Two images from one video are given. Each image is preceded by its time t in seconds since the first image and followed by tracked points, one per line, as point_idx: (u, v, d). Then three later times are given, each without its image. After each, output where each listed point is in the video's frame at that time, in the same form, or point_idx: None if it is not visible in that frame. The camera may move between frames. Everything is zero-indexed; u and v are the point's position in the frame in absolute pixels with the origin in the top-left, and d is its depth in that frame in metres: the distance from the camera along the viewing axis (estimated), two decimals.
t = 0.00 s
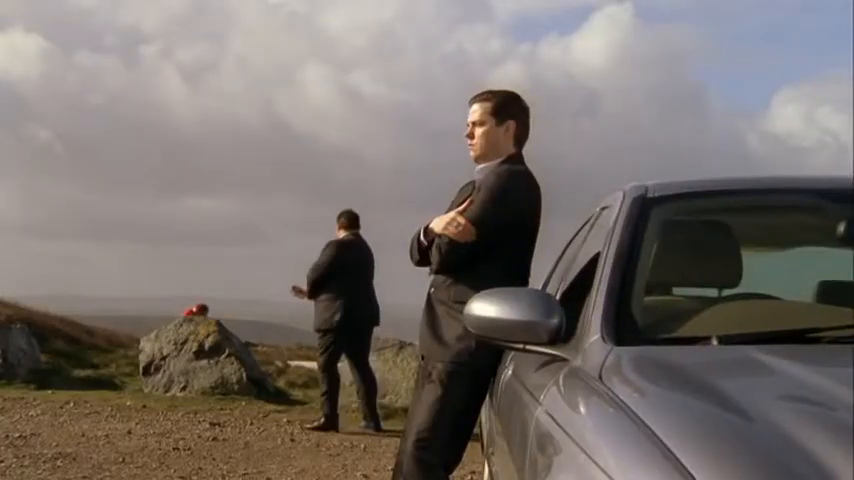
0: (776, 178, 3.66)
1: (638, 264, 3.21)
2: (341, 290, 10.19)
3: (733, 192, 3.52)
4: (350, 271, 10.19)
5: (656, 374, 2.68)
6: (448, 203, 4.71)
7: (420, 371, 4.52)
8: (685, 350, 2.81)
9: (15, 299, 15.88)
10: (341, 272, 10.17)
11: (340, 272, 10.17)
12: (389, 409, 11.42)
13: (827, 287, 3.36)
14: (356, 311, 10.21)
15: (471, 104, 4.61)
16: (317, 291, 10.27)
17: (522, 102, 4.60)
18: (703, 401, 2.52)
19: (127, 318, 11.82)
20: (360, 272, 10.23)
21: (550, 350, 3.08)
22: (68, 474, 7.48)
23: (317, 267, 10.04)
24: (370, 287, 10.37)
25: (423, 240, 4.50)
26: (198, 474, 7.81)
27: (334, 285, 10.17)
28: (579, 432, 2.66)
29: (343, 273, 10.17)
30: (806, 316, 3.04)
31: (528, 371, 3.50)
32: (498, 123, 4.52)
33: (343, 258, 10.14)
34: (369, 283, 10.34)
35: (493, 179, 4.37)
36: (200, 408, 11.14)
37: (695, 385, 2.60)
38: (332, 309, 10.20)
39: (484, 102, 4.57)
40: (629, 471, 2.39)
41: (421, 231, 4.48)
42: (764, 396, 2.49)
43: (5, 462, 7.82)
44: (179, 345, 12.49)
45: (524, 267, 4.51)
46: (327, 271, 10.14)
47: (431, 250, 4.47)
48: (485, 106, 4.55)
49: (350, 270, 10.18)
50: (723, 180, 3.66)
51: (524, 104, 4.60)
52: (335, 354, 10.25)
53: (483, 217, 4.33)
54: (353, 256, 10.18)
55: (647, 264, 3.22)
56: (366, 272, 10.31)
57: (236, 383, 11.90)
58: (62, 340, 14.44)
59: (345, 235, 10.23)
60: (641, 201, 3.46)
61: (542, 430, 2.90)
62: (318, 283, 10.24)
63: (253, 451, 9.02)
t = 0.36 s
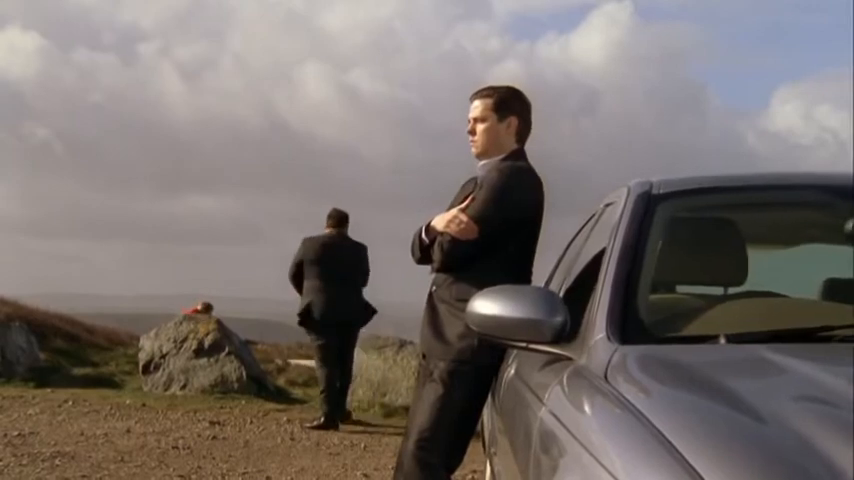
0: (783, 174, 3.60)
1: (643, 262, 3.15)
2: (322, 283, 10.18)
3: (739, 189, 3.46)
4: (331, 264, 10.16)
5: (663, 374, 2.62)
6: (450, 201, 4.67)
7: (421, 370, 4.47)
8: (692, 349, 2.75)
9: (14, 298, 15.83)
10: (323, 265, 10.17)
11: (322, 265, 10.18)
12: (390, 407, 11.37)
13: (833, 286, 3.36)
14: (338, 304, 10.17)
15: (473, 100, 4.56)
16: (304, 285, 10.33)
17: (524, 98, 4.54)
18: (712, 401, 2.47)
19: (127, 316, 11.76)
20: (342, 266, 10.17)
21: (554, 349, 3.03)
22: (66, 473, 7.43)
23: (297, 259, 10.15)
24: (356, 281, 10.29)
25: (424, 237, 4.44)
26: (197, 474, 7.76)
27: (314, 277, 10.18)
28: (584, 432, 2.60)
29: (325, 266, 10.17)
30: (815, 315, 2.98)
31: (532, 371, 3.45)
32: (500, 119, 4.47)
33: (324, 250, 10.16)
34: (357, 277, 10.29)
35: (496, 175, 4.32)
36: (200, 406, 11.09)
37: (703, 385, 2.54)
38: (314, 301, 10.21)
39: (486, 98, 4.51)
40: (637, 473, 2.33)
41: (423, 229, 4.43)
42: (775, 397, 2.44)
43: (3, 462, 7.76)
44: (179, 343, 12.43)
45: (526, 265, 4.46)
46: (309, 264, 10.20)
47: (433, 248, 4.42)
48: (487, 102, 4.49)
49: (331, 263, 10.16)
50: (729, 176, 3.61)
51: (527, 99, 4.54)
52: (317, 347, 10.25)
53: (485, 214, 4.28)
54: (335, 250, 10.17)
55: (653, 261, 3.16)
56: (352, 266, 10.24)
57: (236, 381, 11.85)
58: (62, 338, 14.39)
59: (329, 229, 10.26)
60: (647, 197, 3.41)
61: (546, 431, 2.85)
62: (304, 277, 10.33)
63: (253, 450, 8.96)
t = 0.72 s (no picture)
0: (793, 171, 3.53)
1: (651, 260, 3.08)
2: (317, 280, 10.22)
3: (747, 186, 3.39)
4: (328, 263, 10.16)
5: (674, 375, 2.55)
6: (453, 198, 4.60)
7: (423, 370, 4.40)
8: (703, 350, 2.68)
9: (13, 297, 15.76)
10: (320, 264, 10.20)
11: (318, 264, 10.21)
12: (390, 407, 11.30)
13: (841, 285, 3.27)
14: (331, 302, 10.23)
15: (476, 96, 4.49)
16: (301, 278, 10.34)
17: (528, 94, 4.48)
18: (725, 403, 2.40)
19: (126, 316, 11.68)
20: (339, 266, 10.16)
21: (560, 350, 2.96)
22: (63, 474, 7.37)
23: (295, 254, 10.21)
24: (352, 282, 10.29)
25: (426, 235, 4.37)
26: (196, 474, 7.69)
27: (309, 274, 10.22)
28: (592, 434, 2.54)
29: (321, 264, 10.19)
30: (828, 314, 2.91)
31: (537, 373, 3.38)
32: (504, 115, 4.40)
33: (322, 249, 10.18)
34: (355, 279, 10.32)
35: (499, 172, 4.25)
36: (199, 406, 11.02)
37: (715, 387, 2.47)
38: (305, 297, 10.28)
39: (490, 94, 4.44)
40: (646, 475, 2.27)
41: (426, 227, 4.36)
42: (790, 398, 2.37)
43: None
44: (178, 342, 12.36)
45: (530, 264, 4.39)
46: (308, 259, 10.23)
47: (435, 245, 4.35)
48: (490, 98, 4.42)
49: (327, 263, 10.16)
50: (738, 173, 3.54)
51: (531, 95, 4.47)
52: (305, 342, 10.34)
53: (489, 212, 4.21)
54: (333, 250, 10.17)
55: (661, 259, 3.10)
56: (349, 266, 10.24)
57: (236, 381, 11.78)
58: (60, 337, 14.32)
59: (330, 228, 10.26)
60: (654, 195, 3.33)
61: (553, 433, 2.78)
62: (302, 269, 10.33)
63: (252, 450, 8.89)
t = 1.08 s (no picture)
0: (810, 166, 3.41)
1: (663, 259, 2.98)
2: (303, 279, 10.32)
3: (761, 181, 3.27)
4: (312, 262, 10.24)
5: (689, 379, 2.45)
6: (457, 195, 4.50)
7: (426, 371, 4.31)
8: (719, 353, 2.57)
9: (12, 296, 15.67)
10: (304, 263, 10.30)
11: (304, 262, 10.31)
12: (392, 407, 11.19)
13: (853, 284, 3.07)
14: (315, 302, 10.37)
15: (480, 90, 4.38)
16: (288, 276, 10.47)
17: (534, 88, 4.37)
18: (744, 407, 2.29)
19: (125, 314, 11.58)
20: (323, 266, 10.23)
21: (568, 352, 2.86)
22: (60, 475, 7.28)
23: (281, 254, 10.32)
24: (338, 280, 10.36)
25: (430, 232, 4.27)
26: (195, 475, 7.60)
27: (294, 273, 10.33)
28: (603, 440, 2.43)
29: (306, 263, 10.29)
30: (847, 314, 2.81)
31: (545, 375, 3.27)
32: (509, 110, 4.29)
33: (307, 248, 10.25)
34: (339, 280, 10.40)
35: (504, 168, 4.15)
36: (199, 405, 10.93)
37: (733, 391, 2.36)
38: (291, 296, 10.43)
39: (494, 88, 4.34)
40: None
41: (429, 224, 4.26)
42: (813, 402, 2.26)
43: None
44: (178, 341, 12.26)
45: (536, 261, 4.28)
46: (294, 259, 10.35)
47: (438, 243, 4.24)
48: (495, 92, 4.32)
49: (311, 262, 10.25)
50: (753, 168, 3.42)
51: (538, 89, 4.36)
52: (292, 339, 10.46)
53: (494, 209, 4.10)
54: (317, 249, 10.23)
55: (674, 258, 2.99)
56: (333, 265, 10.30)
57: (236, 380, 11.69)
58: (59, 336, 14.22)
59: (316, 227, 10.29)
60: (665, 191, 3.23)
61: (562, 439, 2.68)
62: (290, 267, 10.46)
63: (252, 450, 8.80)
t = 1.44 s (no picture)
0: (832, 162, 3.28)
1: (679, 259, 2.85)
2: (277, 271, 10.51)
3: (780, 177, 3.13)
4: (286, 254, 10.50)
5: (711, 387, 2.32)
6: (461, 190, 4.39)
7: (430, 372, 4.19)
8: (740, 359, 2.44)
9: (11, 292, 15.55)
10: (278, 255, 10.54)
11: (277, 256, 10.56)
12: (393, 404, 11.08)
13: None
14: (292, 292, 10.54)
15: (486, 84, 4.26)
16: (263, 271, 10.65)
17: (541, 81, 4.25)
18: (769, 416, 2.16)
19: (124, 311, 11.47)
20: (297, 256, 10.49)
21: (580, 356, 2.74)
22: (57, 475, 7.17)
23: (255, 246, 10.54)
24: (312, 272, 10.61)
25: (434, 229, 4.15)
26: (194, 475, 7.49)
27: (268, 266, 10.52)
28: (619, 450, 2.31)
29: (279, 256, 10.54)
30: None
31: (555, 379, 3.15)
32: (516, 104, 4.17)
33: (280, 241, 10.55)
34: (314, 272, 10.66)
35: (511, 163, 4.03)
36: (199, 403, 10.82)
37: (756, 399, 2.24)
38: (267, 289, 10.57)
39: (501, 82, 4.22)
40: None
41: (433, 221, 4.14)
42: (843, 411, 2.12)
43: None
44: (177, 339, 12.13)
45: (543, 259, 4.16)
46: (269, 252, 10.57)
47: (443, 241, 4.13)
48: (502, 85, 4.20)
49: (285, 252, 10.49)
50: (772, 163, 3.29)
51: (545, 83, 4.24)
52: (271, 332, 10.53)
53: (500, 205, 3.98)
54: (289, 241, 10.52)
55: (689, 257, 2.87)
56: (306, 257, 10.58)
57: (236, 377, 11.60)
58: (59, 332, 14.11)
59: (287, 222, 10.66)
60: (680, 187, 3.10)
61: (574, 448, 2.55)
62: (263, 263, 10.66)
63: (252, 449, 8.68)
